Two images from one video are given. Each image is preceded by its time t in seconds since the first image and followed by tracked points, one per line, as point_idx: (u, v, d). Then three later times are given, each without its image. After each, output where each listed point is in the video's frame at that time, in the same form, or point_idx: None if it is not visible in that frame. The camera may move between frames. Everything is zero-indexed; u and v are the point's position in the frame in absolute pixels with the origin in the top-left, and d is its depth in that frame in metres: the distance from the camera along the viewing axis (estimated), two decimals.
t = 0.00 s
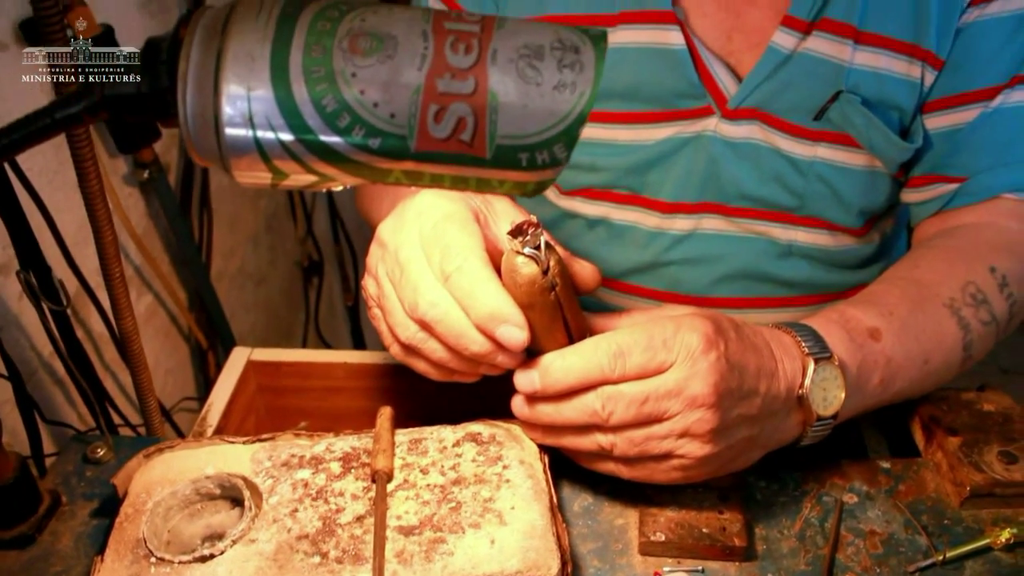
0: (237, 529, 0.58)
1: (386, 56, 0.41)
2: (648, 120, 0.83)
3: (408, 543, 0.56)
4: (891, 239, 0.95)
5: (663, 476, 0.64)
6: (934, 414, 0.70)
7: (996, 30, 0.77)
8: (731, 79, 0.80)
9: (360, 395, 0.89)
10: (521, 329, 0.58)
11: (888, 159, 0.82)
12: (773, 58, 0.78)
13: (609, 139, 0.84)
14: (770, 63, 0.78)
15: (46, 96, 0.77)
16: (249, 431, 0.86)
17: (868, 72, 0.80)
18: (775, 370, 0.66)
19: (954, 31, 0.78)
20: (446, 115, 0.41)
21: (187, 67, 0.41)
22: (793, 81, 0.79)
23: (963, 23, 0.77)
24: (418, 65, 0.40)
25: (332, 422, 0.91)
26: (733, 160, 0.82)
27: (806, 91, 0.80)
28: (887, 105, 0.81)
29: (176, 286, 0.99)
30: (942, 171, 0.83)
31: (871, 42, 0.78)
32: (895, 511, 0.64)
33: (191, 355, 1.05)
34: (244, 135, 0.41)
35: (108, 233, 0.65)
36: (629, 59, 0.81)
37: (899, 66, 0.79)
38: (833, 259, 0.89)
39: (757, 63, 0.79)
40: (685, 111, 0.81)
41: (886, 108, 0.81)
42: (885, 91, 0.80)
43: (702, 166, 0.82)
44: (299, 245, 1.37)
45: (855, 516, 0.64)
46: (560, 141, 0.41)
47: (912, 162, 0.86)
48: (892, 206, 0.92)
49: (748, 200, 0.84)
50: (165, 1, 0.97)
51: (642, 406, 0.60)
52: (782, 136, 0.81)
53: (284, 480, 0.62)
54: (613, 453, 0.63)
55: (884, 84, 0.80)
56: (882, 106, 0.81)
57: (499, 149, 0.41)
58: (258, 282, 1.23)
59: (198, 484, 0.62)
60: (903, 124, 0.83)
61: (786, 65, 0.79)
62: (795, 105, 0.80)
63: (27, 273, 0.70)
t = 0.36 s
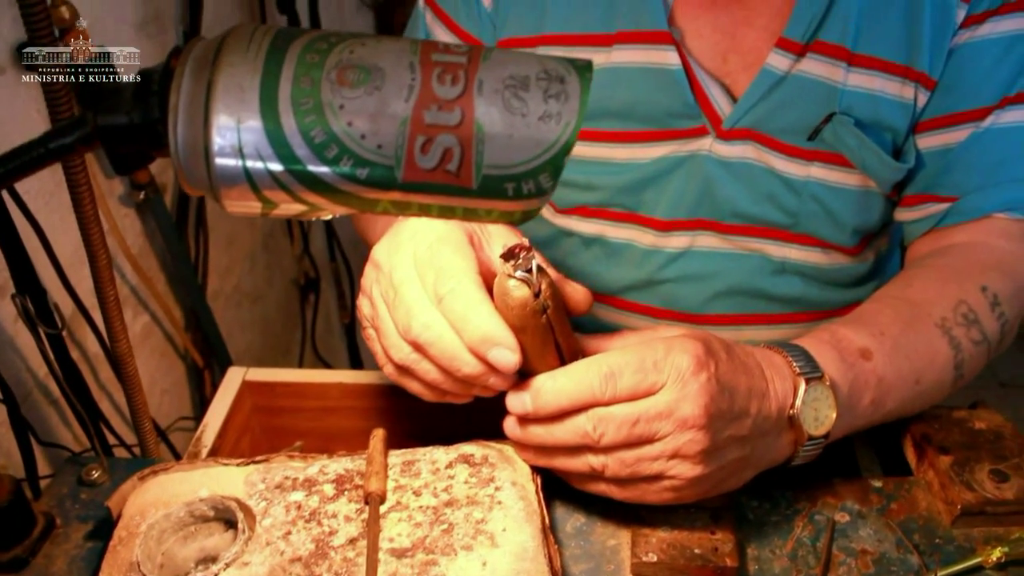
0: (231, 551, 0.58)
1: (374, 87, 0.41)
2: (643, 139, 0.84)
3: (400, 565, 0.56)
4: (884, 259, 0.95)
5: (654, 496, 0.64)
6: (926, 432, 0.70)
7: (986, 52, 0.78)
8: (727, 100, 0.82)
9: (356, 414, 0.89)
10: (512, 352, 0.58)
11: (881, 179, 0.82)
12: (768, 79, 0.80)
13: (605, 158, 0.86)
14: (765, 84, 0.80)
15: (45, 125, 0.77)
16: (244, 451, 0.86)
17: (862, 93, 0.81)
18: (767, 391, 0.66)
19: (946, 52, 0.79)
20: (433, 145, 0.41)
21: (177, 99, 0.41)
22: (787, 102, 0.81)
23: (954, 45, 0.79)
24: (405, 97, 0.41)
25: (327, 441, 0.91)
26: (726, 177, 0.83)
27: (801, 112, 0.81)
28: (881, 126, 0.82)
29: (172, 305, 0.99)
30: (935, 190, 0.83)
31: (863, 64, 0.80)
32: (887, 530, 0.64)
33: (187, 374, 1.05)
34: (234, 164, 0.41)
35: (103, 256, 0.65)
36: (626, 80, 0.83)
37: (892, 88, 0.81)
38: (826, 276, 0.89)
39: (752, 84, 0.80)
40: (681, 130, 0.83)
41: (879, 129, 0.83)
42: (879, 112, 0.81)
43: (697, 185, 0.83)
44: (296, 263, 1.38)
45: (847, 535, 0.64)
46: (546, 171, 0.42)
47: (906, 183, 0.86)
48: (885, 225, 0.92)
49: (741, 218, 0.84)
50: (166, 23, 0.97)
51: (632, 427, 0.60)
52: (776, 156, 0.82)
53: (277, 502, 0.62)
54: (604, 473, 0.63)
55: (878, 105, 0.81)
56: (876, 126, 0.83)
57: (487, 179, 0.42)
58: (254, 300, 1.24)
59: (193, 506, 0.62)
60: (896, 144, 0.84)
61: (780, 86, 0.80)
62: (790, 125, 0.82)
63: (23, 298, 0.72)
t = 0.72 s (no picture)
0: None
1: (357, 127, 0.42)
2: (630, 164, 0.86)
3: None
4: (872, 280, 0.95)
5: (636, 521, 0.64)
6: (913, 456, 0.70)
7: (966, 78, 0.80)
8: (710, 125, 0.83)
9: (349, 441, 0.89)
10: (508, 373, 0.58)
11: (864, 203, 0.83)
12: (751, 107, 0.81)
13: (593, 184, 0.88)
14: (748, 111, 0.81)
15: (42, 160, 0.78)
16: (236, 478, 0.86)
17: (845, 120, 0.82)
18: (752, 417, 0.67)
19: (927, 78, 0.81)
20: (416, 184, 0.42)
21: (165, 138, 0.42)
22: (770, 129, 0.82)
23: (934, 71, 0.81)
24: (388, 136, 0.42)
25: (319, 468, 0.91)
26: (712, 203, 0.84)
27: (784, 138, 0.82)
28: (862, 150, 0.84)
29: (165, 330, 1.00)
30: (920, 213, 0.84)
31: (845, 91, 0.81)
32: (875, 555, 0.64)
33: (179, 401, 1.05)
34: (220, 204, 0.42)
35: (94, 288, 0.66)
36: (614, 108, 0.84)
37: (874, 114, 0.82)
38: (816, 298, 0.89)
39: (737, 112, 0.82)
40: (668, 158, 0.84)
41: (862, 154, 0.84)
42: (862, 138, 0.83)
43: (682, 212, 0.84)
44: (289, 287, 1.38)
45: (835, 560, 0.64)
46: (527, 210, 0.43)
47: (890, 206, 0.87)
48: (872, 247, 0.92)
49: (728, 241, 0.86)
50: (158, 52, 0.99)
51: (614, 452, 0.61)
52: (761, 181, 0.84)
53: (268, 530, 0.62)
54: (587, 497, 0.64)
55: (861, 131, 0.82)
56: (858, 151, 0.84)
57: (468, 219, 0.42)
58: (248, 324, 1.24)
59: (183, 536, 0.60)
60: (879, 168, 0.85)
61: (763, 114, 0.81)
62: (776, 152, 0.83)
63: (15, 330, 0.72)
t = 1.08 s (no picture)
0: None
1: (359, 153, 0.42)
2: (619, 191, 0.87)
3: None
4: (868, 290, 0.97)
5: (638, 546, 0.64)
6: (914, 472, 0.71)
7: (943, 86, 0.82)
8: (692, 146, 0.85)
9: (350, 457, 0.89)
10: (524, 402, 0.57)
11: (850, 214, 0.86)
12: (731, 126, 0.82)
13: (582, 213, 0.89)
14: (727, 133, 0.82)
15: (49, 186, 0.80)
16: (239, 495, 0.86)
17: (825, 133, 0.84)
18: (751, 437, 0.68)
19: (903, 88, 0.83)
20: (418, 209, 0.42)
21: (171, 165, 0.42)
22: (751, 148, 0.83)
23: (911, 80, 0.83)
24: (390, 161, 0.42)
25: (322, 485, 0.91)
26: (699, 224, 0.85)
27: (767, 156, 0.83)
28: (842, 162, 0.86)
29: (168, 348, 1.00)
30: (908, 221, 0.86)
31: (822, 105, 0.83)
32: (877, 572, 0.64)
33: (183, 418, 1.05)
34: (225, 229, 0.43)
35: (100, 308, 0.67)
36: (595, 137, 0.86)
37: (853, 125, 0.84)
38: (810, 312, 0.91)
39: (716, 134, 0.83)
40: (653, 182, 0.85)
41: (842, 166, 0.86)
42: (842, 150, 0.84)
43: (670, 234, 0.86)
44: (291, 303, 1.39)
45: None
46: (527, 233, 0.43)
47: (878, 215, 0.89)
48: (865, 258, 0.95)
49: (718, 261, 0.87)
50: (161, 72, 1.00)
51: (608, 474, 0.63)
52: (745, 200, 0.86)
53: (272, 548, 0.63)
54: (583, 519, 0.65)
55: (841, 143, 0.84)
56: (838, 163, 0.86)
57: (469, 240, 0.43)
58: (251, 341, 1.25)
59: (188, 553, 0.59)
60: (862, 180, 0.88)
61: (742, 134, 0.83)
62: (756, 170, 0.84)
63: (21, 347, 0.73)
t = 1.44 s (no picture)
0: None
1: (372, 168, 0.43)
2: (606, 206, 0.89)
3: None
4: (865, 291, 0.98)
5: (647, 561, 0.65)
6: (921, 481, 0.71)
7: (926, 86, 0.83)
8: (680, 159, 0.87)
9: (359, 463, 0.90)
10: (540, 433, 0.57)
11: (841, 219, 0.87)
12: (716, 137, 0.84)
13: (576, 227, 0.90)
14: (713, 142, 0.84)
15: (62, 196, 0.81)
16: (251, 501, 0.87)
17: (809, 139, 0.85)
18: (762, 451, 0.68)
19: (885, 92, 0.84)
20: (429, 223, 0.43)
21: (187, 179, 0.43)
22: (738, 156, 0.85)
23: (894, 83, 0.84)
24: (402, 176, 0.43)
25: (333, 490, 0.92)
26: (692, 234, 0.87)
27: (753, 166, 0.86)
28: (829, 167, 0.87)
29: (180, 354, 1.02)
30: (903, 223, 0.86)
31: (805, 110, 0.85)
32: None
33: (194, 424, 1.07)
34: (241, 242, 0.44)
35: (115, 315, 0.68)
36: (586, 153, 0.88)
37: (837, 130, 0.85)
38: (806, 317, 0.92)
39: (702, 144, 0.85)
40: (644, 195, 0.87)
41: (829, 171, 0.87)
42: (827, 154, 0.86)
43: (663, 246, 0.88)
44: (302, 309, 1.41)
45: None
46: (536, 247, 0.44)
47: (871, 217, 0.90)
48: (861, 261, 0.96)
49: (711, 269, 0.89)
50: (174, 80, 1.01)
51: (617, 491, 0.65)
52: (735, 209, 0.87)
53: (284, 553, 0.64)
54: (592, 532, 0.66)
55: (825, 148, 0.86)
56: (825, 168, 0.87)
57: (480, 254, 0.44)
58: (262, 347, 1.26)
59: (201, 557, 0.61)
60: (850, 184, 0.89)
61: (728, 142, 0.84)
62: (743, 179, 0.86)
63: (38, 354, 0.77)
